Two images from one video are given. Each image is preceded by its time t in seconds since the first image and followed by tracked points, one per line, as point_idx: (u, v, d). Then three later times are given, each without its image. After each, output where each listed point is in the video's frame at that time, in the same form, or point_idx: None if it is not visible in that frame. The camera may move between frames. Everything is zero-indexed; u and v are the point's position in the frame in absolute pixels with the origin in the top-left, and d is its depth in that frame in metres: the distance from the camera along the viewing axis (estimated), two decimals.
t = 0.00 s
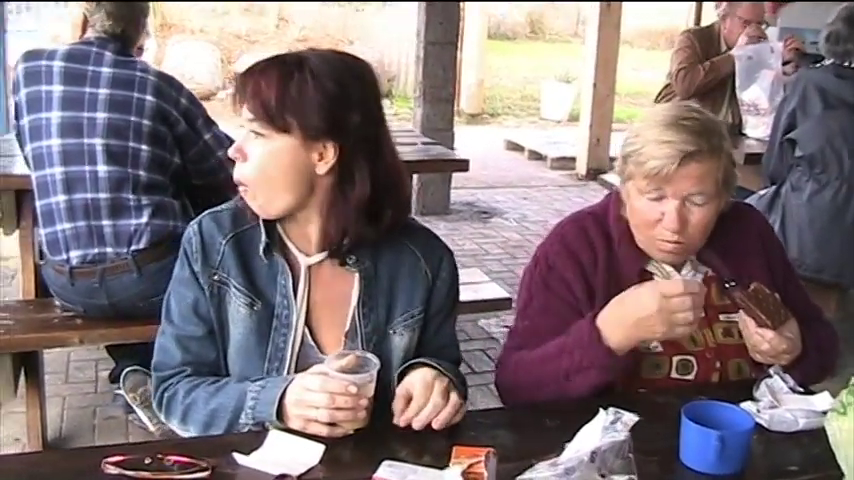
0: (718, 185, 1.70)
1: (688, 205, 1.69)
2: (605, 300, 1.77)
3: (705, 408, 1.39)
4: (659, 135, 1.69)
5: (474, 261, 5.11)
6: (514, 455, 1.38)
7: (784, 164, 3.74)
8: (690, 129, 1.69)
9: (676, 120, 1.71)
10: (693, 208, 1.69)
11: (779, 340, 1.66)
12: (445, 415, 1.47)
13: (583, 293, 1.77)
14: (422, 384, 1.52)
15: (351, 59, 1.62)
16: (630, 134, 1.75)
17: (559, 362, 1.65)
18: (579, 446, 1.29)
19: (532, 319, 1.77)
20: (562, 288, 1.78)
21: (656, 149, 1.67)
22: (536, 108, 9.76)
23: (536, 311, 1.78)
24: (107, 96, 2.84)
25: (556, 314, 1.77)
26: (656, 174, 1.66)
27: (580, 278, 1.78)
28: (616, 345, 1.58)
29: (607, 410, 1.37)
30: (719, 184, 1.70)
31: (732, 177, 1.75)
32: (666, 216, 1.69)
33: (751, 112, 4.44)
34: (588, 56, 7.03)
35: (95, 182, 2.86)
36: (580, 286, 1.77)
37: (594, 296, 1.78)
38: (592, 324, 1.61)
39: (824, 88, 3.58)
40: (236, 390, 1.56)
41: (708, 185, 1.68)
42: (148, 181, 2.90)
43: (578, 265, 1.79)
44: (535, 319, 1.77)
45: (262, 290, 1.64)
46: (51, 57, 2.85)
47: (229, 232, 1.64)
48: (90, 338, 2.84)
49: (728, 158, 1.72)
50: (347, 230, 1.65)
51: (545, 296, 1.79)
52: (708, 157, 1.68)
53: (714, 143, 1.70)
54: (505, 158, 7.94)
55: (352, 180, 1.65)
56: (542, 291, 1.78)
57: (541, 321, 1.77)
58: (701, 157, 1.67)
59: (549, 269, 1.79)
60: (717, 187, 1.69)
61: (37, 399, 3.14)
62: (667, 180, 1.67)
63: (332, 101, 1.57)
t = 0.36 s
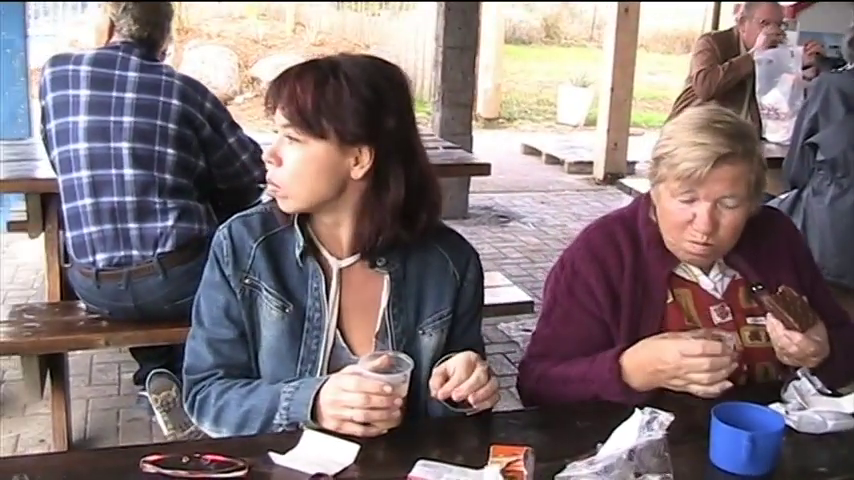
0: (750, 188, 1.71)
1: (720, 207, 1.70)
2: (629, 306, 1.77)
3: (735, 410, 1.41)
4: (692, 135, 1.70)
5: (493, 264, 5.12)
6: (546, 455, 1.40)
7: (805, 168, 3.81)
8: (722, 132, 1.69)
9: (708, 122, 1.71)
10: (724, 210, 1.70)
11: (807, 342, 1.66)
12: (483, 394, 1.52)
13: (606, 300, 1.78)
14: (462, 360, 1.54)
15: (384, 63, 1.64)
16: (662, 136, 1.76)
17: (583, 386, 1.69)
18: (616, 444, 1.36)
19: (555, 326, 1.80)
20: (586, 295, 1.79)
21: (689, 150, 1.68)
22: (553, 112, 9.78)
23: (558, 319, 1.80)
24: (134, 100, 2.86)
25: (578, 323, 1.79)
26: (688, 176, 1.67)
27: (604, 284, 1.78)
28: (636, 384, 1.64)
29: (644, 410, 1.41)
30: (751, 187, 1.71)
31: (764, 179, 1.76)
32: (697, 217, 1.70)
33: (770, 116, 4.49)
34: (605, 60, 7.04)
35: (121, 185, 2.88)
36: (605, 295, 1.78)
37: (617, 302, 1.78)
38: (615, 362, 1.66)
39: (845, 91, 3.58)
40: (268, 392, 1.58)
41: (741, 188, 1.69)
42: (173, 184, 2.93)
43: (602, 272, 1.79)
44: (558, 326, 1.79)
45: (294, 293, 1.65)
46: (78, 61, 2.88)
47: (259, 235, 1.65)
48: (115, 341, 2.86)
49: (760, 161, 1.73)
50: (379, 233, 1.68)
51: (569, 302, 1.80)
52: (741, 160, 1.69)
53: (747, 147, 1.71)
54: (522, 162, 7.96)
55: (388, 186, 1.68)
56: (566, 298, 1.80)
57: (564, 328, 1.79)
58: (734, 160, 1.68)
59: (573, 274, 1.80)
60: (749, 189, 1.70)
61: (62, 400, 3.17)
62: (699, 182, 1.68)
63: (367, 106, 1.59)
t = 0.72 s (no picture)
0: (749, 193, 1.72)
1: (719, 212, 1.71)
2: (631, 309, 1.78)
3: (737, 413, 1.42)
4: (693, 139, 1.71)
5: (491, 269, 5.13)
6: (550, 458, 1.41)
7: (803, 172, 3.84)
8: (724, 136, 1.70)
9: (710, 127, 1.73)
10: (723, 214, 1.71)
11: (807, 345, 1.67)
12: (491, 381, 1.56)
13: (608, 304, 1.78)
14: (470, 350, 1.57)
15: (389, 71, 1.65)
16: (664, 140, 1.76)
17: (585, 388, 1.70)
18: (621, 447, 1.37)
19: (556, 328, 1.81)
20: (587, 298, 1.80)
21: (689, 154, 1.69)
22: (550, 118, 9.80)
23: (560, 322, 1.81)
24: (134, 105, 2.87)
25: (579, 325, 1.79)
26: (688, 179, 1.68)
27: (606, 287, 1.79)
28: (638, 389, 1.65)
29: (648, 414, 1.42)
30: (751, 192, 1.72)
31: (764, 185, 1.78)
32: (696, 221, 1.71)
33: (767, 122, 4.53)
34: (602, 66, 7.06)
35: (122, 190, 2.89)
36: (606, 297, 1.78)
37: (619, 305, 1.79)
38: (618, 366, 1.68)
39: (843, 96, 3.64)
40: (272, 398, 1.58)
41: (740, 192, 1.70)
42: (174, 189, 2.94)
43: (605, 275, 1.79)
44: (560, 328, 1.80)
45: (296, 300, 1.66)
46: (79, 66, 2.88)
47: (261, 241, 1.66)
48: (116, 346, 2.86)
49: (761, 166, 1.75)
50: (382, 239, 1.69)
51: (570, 304, 1.81)
52: (741, 164, 1.70)
53: (748, 151, 1.72)
54: (519, 167, 7.97)
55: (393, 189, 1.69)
56: (567, 299, 1.81)
57: (566, 330, 1.80)
58: (733, 164, 1.69)
59: (576, 276, 1.81)
60: (749, 194, 1.71)
61: (61, 405, 3.17)
62: (699, 185, 1.69)
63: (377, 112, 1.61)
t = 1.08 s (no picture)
0: (666, 198, 1.74)
1: (633, 214, 1.74)
2: (559, 314, 1.80)
3: (663, 416, 1.44)
4: (617, 141, 1.75)
5: (424, 279, 5.14)
6: (481, 465, 1.42)
7: (730, 180, 3.92)
8: (643, 141, 1.74)
9: (632, 132, 1.76)
10: (638, 216, 1.73)
11: (730, 348, 1.70)
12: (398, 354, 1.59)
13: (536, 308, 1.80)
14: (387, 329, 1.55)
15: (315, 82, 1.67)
16: (587, 147, 1.80)
17: (519, 393, 1.71)
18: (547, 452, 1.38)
19: (486, 335, 1.80)
20: (517, 304, 1.81)
21: (607, 155, 1.73)
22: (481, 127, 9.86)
23: (490, 328, 1.81)
24: (61, 117, 2.84)
25: (511, 331, 1.80)
26: (601, 178, 1.72)
27: (535, 293, 1.81)
28: (569, 394, 1.66)
29: (573, 420, 1.42)
30: (667, 196, 1.74)
31: (687, 193, 1.80)
32: (611, 221, 1.74)
33: (693, 129, 4.57)
34: (532, 75, 7.12)
35: (49, 203, 2.85)
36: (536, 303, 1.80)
37: (548, 310, 1.81)
38: (550, 369, 1.69)
39: (769, 107, 3.78)
40: (201, 411, 1.57)
41: (655, 197, 1.72)
42: (103, 202, 2.90)
43: (533, 280, 1.81)
44: (491, 335, 1.80)
45: (223, 312, 1.66)
46: (3, 77, 2.85)
47: (185, 256, 1.65)
48: (44, 361, 2.83)
49: (680, 172, 1.77)
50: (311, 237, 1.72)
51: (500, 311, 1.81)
52: (655, 166, 1.73)
53: (667, 155, 1.75)
54: (452, 176, 8.00)
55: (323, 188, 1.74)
56: (497, 306, 1.81)
57: (497, 337, 1.80)
58: (650, 166, 1.73)
59: (504, 282, 1.82)
60: (665, 198, 1.73)
61: None
62: (612, 185, 1.72)
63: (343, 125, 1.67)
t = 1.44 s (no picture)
0: (587, 214, 1.74)
1: (554, 229, 1.74)
2: (494, 332, 1.82)
3: (596, 429, 1.46)
4: (545, 157, 1.76)
5: (367, 297, 5.13)
6: None
7: (667, 194, 3.99)
8: (569, 158, 1.75)
9: (557, 150, 1.77)
10: (559, 231, 1.74)
11: (660, 361, 1.73)
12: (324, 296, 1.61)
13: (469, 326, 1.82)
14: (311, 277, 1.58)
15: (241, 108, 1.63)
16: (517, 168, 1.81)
17: (451, 409, 1.73)
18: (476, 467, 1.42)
19: (423, 355, 1.80)
20: (451, 323, 1.82)
21: (532, 171, 1.75)
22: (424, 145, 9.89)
23: (425, 347, 1.81)
24: None
25: (446, 349, 1.81)
26: (523, 192, 1.73)
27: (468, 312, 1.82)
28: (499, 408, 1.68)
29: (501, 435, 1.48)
30: (589, 213, 1.75)
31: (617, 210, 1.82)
32: (533, 236, 1.75)
33: (631, 146, 4.59)
34: (474, 93, 7.15)
35: None
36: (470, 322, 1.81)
37: (481, 328, 1.83)
38: (481, 383, 1.71)
39: (703, 122, 3.85)
40: (133, 440, 1.56)
41: (575, 212, 1.73)
42: (38, 223, 2.87)
43: (466, 299, 1.83)
44: (427, 353, 1.81)
45: (153, 341, 1.65)
46: None
47: (109, 287, 1.62)
48: None
49: (604, 190, 1.77)
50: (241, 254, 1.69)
51: (436, 330, 1.82)
52: (576, 181, 1.74)
53: (593, 174, 1.76)
54: (395, 194, 8.01)
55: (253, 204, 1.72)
56: (432, 326, 1.82)
57: (433, 355, 1.81)
58: (570, 182, 1.73)
59: (439, 303, 1.83)
60: (586, 215, 1.74)
61: None
62: (533, 200, 1.73)
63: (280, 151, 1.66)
